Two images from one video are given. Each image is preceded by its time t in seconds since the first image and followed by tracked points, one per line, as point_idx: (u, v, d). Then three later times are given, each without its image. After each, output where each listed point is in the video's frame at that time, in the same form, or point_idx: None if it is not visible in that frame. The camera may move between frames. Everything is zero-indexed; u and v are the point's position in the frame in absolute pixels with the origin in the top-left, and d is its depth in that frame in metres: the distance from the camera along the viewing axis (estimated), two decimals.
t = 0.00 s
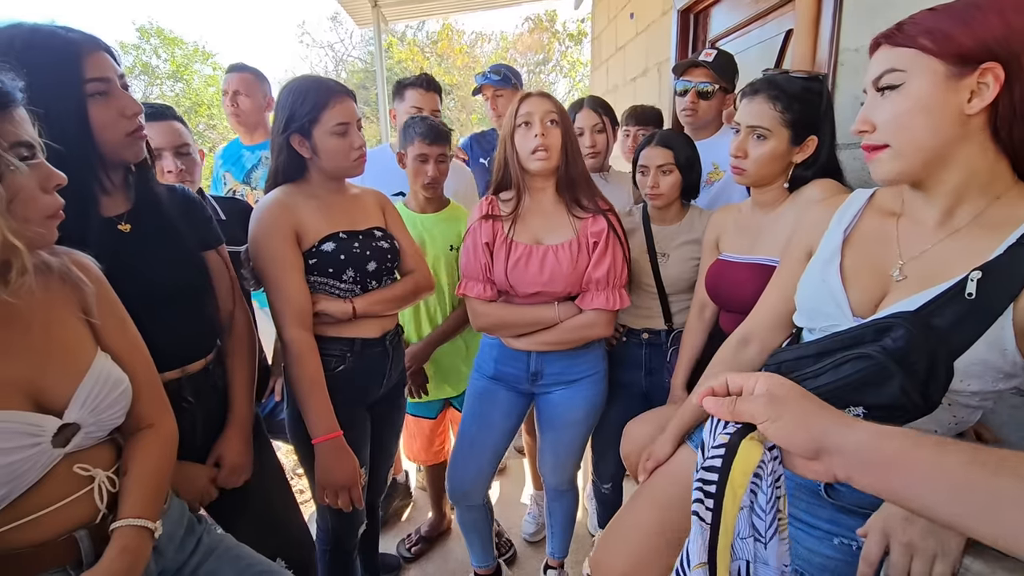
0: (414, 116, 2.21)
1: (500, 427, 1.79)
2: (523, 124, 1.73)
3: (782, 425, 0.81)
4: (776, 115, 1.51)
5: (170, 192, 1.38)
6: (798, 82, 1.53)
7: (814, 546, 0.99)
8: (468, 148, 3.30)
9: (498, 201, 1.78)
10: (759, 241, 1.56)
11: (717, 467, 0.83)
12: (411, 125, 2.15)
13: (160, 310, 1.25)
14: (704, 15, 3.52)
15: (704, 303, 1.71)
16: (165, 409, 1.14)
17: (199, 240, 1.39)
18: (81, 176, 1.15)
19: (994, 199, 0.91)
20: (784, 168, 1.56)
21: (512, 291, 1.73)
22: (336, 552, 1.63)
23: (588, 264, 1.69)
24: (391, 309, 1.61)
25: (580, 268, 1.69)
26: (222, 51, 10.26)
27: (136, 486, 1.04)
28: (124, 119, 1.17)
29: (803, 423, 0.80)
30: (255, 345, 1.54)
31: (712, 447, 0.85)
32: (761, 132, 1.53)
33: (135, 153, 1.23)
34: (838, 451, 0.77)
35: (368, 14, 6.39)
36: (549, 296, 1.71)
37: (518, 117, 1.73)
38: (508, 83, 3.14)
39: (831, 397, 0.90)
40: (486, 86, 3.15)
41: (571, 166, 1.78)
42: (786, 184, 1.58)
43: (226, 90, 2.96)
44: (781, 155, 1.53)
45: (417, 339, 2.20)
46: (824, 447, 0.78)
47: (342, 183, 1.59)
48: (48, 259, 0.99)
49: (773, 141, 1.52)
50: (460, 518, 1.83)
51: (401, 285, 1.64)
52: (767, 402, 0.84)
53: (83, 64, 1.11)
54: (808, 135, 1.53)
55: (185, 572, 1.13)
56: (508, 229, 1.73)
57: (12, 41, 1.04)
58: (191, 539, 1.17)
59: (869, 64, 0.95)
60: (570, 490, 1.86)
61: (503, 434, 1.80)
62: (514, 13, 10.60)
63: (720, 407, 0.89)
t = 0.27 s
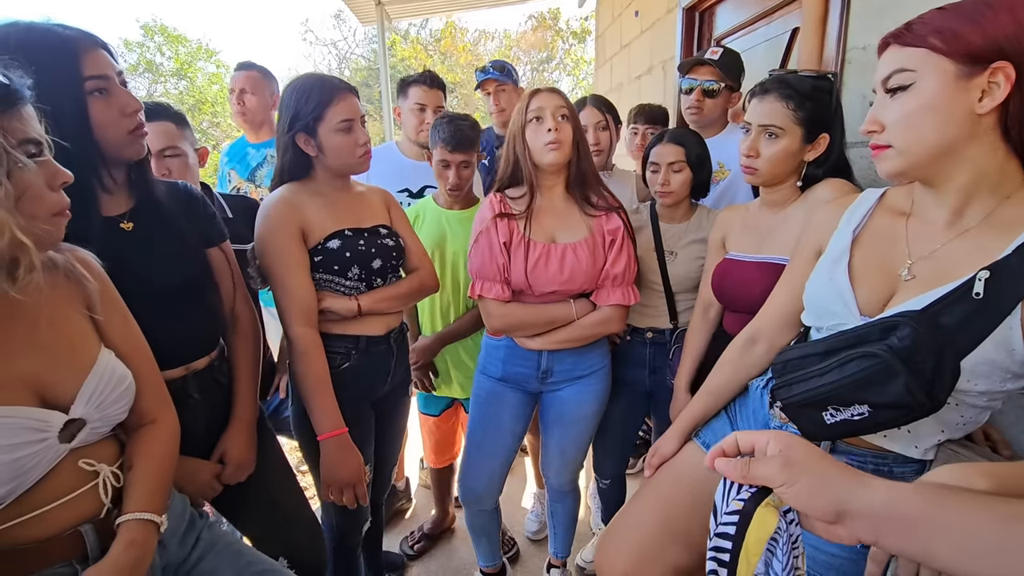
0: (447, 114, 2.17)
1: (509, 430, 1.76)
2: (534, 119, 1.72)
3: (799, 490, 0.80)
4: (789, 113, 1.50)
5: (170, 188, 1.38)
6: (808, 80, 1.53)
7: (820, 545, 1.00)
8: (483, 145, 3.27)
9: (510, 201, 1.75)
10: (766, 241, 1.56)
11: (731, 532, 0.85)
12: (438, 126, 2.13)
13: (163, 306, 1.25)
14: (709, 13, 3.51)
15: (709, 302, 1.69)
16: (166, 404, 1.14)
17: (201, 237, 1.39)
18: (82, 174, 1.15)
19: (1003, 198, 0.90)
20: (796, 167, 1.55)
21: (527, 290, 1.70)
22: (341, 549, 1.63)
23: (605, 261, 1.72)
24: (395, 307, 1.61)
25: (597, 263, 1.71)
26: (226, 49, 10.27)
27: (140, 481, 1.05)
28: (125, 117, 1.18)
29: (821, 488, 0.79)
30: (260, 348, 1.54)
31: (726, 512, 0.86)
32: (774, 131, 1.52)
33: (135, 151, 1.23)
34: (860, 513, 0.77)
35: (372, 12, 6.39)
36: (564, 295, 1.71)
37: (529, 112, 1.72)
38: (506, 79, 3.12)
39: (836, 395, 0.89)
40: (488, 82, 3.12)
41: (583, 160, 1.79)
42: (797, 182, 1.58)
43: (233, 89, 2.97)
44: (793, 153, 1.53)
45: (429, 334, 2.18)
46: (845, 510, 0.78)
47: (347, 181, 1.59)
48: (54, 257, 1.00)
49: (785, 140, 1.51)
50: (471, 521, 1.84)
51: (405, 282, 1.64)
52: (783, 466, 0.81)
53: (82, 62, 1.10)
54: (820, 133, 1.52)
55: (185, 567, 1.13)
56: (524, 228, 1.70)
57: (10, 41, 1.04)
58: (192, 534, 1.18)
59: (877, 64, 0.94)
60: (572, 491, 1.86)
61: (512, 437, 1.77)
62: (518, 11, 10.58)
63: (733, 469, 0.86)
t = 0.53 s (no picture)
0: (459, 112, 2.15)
1: (513, 432, 1.75)
2: (532, 122, 1.72)
3: (809, 482, 0.83)
4: (791, 116, 1.50)
5: (170, 183, 1.38)
6: (813, 84, 1.53)
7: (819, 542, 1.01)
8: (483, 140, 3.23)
9: (513, 198, 1.75)
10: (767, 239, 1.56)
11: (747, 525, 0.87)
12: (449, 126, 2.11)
13: (161, 302, 1.25)
14: (711, 10, 3.50)
15: (705, 307, 1.69)
16: (161, 399, 1.14)
17: (200, 233, 1.39)
18: (78, 169, 1.15)
19: (1004, 197, 0.90)
20: (797, 170, 1.54)
21: (532, 285, 1.69)
22: (341, 545, 1.64)
23: (610, 254, 1.72)
24: (396, 303, 1.61)
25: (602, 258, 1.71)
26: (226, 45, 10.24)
27: (137, 476, 1.05)
28: (122, 112, 1.17)
29: (830, 481, 0.82)
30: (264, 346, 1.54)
31: (741, 506, 0.89)
32: (776, 133, 1.52)
33: (133, 146, 1.22)
34: (868, 506, 0.79)
35: (373, 8, 6.37)
36: (570, 289, 1.71)
37: (527, 115, 1.72)
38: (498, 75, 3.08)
39: (836, 393, 0.89)
40: (483, 79, 3.08)
41: (580, 161, 1.78)
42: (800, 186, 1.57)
43: (236, 86, 2.96)
44: (795, 157, 1.52)
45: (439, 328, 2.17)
46: (854, 503, 0.80)
47: (346, 177, 1.59)
48: (48, 252, 1.00)
49: (788, 142, 1.51)
50: (472, 522, 1.83)
51: (405, 279, 1.63)
52: (795, 458, 0.85)
53: (79, 57, 1.10)
54: (822, 138, 1.52)
55: (181, 561, 1.14)
56: (529, 223, 1.69)
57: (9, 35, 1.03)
58: (189, 529, 1.18)
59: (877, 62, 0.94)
60: (572, 489, 1.86)
61: (517, 436, 1.77)
62: (519, 7, 10.55)
63: (748, 463, 0.90)
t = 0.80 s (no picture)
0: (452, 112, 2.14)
1: (515, 431, 1.75)
2: (530, 118, 1.72)
3: (798, 563, 0.83)
4: (793, 112, 1.50)
5: (166, 182, 1.37)
6: (817, 82, 1.53)
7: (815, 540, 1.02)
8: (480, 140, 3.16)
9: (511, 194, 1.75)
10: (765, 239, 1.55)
11: None
12: (450, 125, 2.08)
13: (157, 298, 1.25)
14: (710, 8, 3.49)
15: (704, 307, 1.68)
16: (156, 396, 1.14)
17: (197, 230, 1.38)
18: (74, 167, 1.14)
19: (1001, 196, 0.90)
20: (801, 168, 1.54)
21: (526, 281, 1.70)
22: (339, 544, 1.64)
23: (605, 252, 1.72)
24: (394, 299, 1.61)
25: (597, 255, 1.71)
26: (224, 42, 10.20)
27: (132, 472, 1.05)
28: (121, 111, 1.16)
29: (816, 555, 0.82)
30: (261, 345, 1.54)
31: None
32: (779, 130, 1.52)
33: (131, 145, 1.21)
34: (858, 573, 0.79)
35: (372, 5, 6.35)
36: (565, 286, 1.71)
37: (525, 111, 1.72)
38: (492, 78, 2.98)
39: (832, 392, 0.89)
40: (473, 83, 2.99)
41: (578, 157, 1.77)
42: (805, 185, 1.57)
43: (239, 82, 2.95)
44: (798, 152, 1.52)
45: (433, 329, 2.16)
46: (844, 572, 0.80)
47: (344, 174, 1.58)
48: (41, 247, 0.99)
49: (791, 138, 1.51)
50: (482, 522, 1.83)
51: (402, 276, 1.63)
52: (780, 540, 0.86)
53: (82, 55, 1.10)
54: (826, 134, 1.52)
55: (174, 559, 1.13)
56: (524, 219, 1.69)
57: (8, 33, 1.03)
58: (184, 527, 1.18)
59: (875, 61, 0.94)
60: (570, 489, 1.86)
61: (518, 436, 1.76)
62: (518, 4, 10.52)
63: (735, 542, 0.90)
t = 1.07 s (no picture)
0: (438, 107, 2.11)
1: (508, 429, 1.74)
2: (527, 118, 1.71)
3: None
4: (796, 108, 1.50)
5: (163, 180, 1.35)
6: (822, 79, 1.53)
7: (813, 540, 1.00)
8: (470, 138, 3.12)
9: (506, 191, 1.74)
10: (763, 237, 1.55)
11: None
12: (439, 120, 2.04)
13: (152, 296, 1.23)
14: (708, 5, 3.48)
15: (705, 303, 1.67)
16: (151, 395, 1.13)
17: (193, 227, 1.37)
18: (69, 160, 1.12)
19: (1000, 193, 0.89)
20: (801, 165, 1.53)
21: (520, 277, 1.69)
22: (336, 545, 1.63)
23: (600, 248, 1.71)
24: (391, 297, 1.60)
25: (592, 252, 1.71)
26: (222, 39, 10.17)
27: (126, 472, 1.04)
28: (121, 104, 1.15)
29: None
30: (250, 345, 1.51)
31: None
32: (779, 125, 1.52)
33: (130, 139, 1.20)
34: None
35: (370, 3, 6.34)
36: (559, 282, 1.70)
37: (522, 111, 1.71)
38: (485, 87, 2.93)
39: (831, 391, 0.88)
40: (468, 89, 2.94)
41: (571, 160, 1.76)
42: (807, 184, 1.55)
43: (238, 80, 2.94)
44: (798, 150, 1.51)
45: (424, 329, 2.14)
46: None
47: (339, 171, 1.57)
48: (34, 243, 0.97)
49: (791, 134, 1.50)
50: (467, 520, 1.83)
51: (399, 273, 1.62)
52: None
53: (82, 48, 1.08)
54: (827, 132, 1.50)
55: (167, 559, 1.12)
56: (518, 216, 1.69)
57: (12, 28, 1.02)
58: (177, 525, 1.17)
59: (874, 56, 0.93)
60: (567, 489, 1.85)
61: (513, 435, 1.76)
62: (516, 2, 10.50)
63: None
